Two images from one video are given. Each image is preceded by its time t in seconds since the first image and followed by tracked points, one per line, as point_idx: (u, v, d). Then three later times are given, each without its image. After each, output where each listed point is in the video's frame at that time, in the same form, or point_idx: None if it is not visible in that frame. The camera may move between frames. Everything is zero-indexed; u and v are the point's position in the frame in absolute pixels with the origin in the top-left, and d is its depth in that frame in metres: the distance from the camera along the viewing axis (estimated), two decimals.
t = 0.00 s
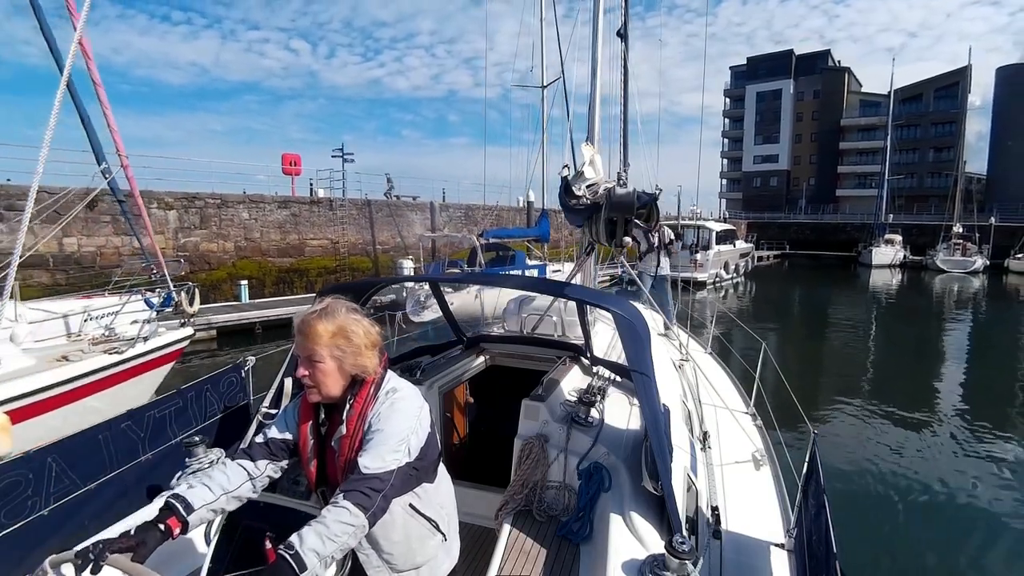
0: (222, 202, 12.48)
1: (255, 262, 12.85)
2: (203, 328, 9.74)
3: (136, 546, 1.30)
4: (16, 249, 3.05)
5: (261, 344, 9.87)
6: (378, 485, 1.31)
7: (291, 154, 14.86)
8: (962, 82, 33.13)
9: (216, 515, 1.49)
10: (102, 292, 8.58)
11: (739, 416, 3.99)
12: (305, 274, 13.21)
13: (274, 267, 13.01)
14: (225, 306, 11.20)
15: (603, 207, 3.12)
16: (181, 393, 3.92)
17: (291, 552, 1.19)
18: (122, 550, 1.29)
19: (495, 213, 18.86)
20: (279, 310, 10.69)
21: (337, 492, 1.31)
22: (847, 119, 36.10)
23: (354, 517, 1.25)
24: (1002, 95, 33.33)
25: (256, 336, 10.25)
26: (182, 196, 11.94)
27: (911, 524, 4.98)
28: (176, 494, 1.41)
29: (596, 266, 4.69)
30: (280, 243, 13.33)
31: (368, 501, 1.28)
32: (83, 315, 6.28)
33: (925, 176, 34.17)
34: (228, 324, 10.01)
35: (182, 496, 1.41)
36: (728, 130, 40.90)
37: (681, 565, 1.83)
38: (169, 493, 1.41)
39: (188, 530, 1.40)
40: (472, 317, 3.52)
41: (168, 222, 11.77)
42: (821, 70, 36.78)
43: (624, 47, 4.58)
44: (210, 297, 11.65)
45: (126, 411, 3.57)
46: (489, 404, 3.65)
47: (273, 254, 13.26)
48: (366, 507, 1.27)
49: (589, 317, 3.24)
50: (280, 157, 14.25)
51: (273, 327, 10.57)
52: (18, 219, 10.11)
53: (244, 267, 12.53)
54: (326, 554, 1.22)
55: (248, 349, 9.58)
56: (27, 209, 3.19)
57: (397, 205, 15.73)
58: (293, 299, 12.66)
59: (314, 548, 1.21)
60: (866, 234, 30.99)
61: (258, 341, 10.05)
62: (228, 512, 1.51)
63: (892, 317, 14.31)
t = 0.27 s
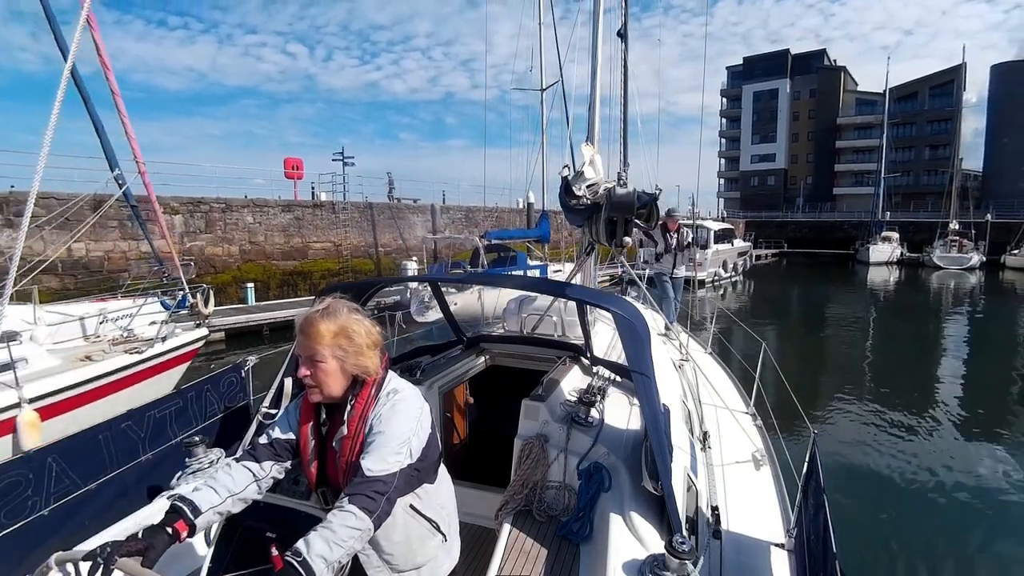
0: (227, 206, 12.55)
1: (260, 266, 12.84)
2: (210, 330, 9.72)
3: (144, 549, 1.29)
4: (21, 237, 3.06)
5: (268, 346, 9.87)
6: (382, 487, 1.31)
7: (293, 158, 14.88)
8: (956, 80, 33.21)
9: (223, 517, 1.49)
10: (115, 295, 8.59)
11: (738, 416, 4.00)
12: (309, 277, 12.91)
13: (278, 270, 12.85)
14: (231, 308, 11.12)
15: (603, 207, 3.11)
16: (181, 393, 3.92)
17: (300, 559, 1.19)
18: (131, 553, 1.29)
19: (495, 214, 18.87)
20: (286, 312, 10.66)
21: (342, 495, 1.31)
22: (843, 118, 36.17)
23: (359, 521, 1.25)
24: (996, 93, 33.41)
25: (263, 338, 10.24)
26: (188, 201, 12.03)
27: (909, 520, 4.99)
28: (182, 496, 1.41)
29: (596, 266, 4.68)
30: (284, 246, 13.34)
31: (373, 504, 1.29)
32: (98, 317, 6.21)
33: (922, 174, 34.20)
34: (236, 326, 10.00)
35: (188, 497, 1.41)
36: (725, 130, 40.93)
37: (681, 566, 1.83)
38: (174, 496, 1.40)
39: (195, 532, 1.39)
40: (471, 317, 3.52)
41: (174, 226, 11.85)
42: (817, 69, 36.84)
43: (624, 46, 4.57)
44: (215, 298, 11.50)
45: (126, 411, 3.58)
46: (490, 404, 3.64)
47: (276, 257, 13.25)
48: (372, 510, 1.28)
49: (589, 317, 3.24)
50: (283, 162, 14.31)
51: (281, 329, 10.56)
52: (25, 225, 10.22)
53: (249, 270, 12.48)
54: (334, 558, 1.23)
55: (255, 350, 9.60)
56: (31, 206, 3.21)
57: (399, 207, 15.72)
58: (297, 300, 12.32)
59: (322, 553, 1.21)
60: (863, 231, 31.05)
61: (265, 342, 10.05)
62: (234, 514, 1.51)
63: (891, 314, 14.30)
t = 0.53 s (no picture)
0: (232, 210, 12.55)
1: (263, 268, 12.81)
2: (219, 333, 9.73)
3: (146, 551, 1.28)
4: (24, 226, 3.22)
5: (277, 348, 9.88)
6: (379, 487, 1.31)
7: (295, 162, 14.86)
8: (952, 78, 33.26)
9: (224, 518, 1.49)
10: (130, 298, 8.66)
11: (739, 416, 4.00)
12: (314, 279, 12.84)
13: (283, 273, 12.79)
14: (238, 312, 11.08)
15: (604, 208, 3.10)
16: (181, 393, 3.93)
17: (289, 548, 1.22)
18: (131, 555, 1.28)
19: (495, 216, 18.86)
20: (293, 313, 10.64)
21: (340, 493, 1.31)
22: (840, 116, 36.21)
23: (354, 519, 1.26)
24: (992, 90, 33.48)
25: (272, 340, 10.24)
26: (192, 206, 12.05)
27: (909, 512, 4.98)
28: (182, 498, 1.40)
29: (596, 266, 4.67)
30: (288, 249, 13.34)
31: (369, 504, 1.28)
32: (114, 319, 6.32)
33: (918, 171, 34.24)
34: (245, 328, 10.01)
35: (189, 500, 1.40)
36: (722, 130, 40.92)
37: (681, 565, 1.84)
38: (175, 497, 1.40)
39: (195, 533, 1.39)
40: (471, 317, 3.52)
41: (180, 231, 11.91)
42: (813, 69, 36.84)
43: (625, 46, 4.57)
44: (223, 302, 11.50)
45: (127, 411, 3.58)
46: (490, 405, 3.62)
47: (281, 260, 13.26)
48: (367, 510, 1.27)
49: (589, 317, 3.24)
50: (285, 165, 14.30)
51: (288, 331, 10.55)
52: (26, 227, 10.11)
53: (253, 273, 12.46)
54: (323, 553, 1.24)
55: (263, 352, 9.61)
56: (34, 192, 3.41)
57: (401, 210, 15.70)
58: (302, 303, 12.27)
59: (312, 547, 1.23)
60: (860, 229, 31.10)
61: (273, 344, 10.06)
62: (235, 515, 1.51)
63: (890, 312, 14.29)
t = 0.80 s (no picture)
0: (236, 214, 12.57)
1: (268, 270, 12.79)
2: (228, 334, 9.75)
3: (143, 549, 1.27)
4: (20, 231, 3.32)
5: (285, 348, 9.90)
6: (369, 481, 1.30)
7: (297, 166, 14.86)
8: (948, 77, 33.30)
9: (221, 517, 1.48)
10: (143, 302, 8.70)
11: (739, 416, 4.00)
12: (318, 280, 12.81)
13: (287, 275, 12.78)
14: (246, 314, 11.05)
15: (604, 208, 3.10)
16: (181, 393, 3.95)
17: (269, 533, 1.25)
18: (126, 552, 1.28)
19: (495, 217, 18.88)
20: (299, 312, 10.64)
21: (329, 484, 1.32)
22: (837, 115, 36.24)
23: (338, 510, 1.26)
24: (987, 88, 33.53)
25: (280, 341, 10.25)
26: (197, 210, 12.09)
27: (911, 507, 4.98)
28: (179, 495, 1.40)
29: (596, 266, 4.67)
30: (292, 252, 13.35)
31: (356, 496, 1.28)
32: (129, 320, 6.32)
33: (915, 169, 34.26)
34: (254, 329, 10.03)
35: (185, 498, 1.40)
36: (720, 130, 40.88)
37: (681, 565, 1.84)
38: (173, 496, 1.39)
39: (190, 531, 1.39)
40: (471, 317, 3.53)
41: (185, 235, 11.94)
42: (810, 69, 36.85)
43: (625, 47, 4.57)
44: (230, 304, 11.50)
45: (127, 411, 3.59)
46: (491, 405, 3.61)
47: (285, 262, 13.30)
48: (354, 502, 1.27)
49: (589, 317, 3.24)
50: (288, 169, 14.31)
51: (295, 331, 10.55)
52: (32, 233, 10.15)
53: (258, 276, 12.43)
54: (302, 540, 1.26)
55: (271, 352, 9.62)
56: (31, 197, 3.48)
57: (403, 212, 15.68)
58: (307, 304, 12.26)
59: (292, 531, 1.25)
60: (857, 227, 31.13)
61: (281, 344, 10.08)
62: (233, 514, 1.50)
63: (887, 309, 14.29)
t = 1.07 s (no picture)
0: (241, 217, 12.59)
1: (272, 272, 12.74)
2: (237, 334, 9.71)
3: (133, 545, 1.27)
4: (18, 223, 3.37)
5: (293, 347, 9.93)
6: (365, 476, 1.30)
7: (299, 169, 14.86)
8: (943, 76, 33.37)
9: (215, 515, 1.47)
10: (155, 304, 8.75)
11: (739, 416, 3.99)
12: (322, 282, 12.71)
13: (290, 277, 12.69)
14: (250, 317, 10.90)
15: (604, 208, 3.10)
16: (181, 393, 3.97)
17: (263, 527, 1.25)
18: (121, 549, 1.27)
19: (495, 218, 18.89)
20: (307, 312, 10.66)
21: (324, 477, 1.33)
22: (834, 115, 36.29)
23: (332, 503, 1.26)
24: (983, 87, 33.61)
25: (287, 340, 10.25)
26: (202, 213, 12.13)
27: (910, 508, 4.98)
28: (174, 492, 1.40)
29: (596, 266, 4.67)
30: (296, 254, 13.40)
31: (351, 491, 1.28)
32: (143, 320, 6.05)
33: (912, 168, 34.26)
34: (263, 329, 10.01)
35: (180, 494, 1.39)
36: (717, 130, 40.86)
37: (681, 566, 1.84)
38: (165, 493, 1.39)
39: (185, 529, 1.38)
40: (472, 317, 3.54)
41: (191, 238, 12.00)
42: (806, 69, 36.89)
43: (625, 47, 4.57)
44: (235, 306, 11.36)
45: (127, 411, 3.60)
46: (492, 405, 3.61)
47: (288, 264, 13.33)
48: (348, 496, 1.28)
49: (589, 317, 3.24)
50: (290, 171, 14.30)
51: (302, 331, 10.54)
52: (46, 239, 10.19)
53: (262, 278, 12.32)
54: (296, 534, 1.25)
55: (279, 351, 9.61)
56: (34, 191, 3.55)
57: (404, 213, 15.66)
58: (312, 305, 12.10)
59: (286, 526, 1.25)
60: (854, 226, 31.19)
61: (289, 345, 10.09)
62: (227, 513, 1.49)
63: (885, 308, 14.29)
